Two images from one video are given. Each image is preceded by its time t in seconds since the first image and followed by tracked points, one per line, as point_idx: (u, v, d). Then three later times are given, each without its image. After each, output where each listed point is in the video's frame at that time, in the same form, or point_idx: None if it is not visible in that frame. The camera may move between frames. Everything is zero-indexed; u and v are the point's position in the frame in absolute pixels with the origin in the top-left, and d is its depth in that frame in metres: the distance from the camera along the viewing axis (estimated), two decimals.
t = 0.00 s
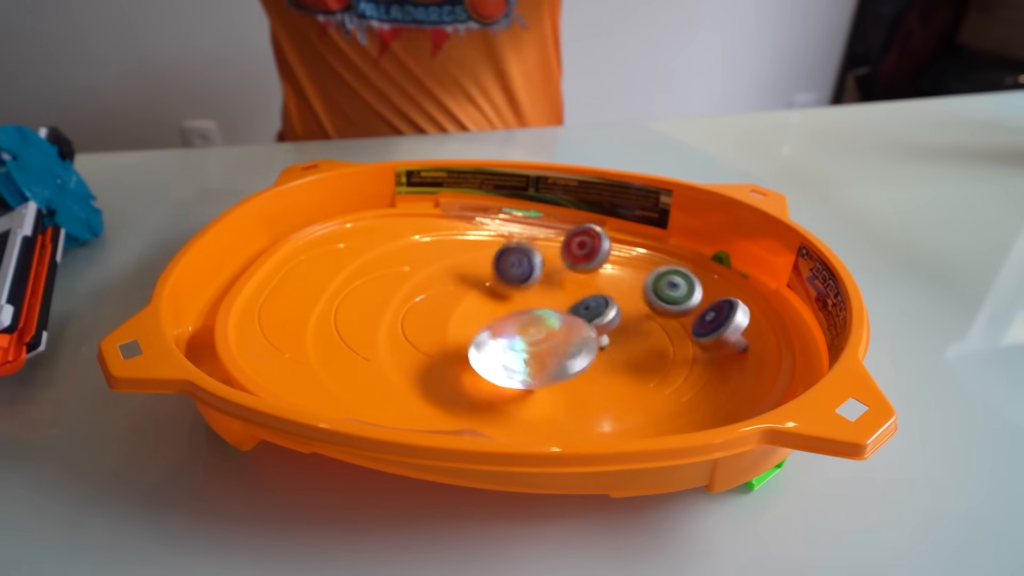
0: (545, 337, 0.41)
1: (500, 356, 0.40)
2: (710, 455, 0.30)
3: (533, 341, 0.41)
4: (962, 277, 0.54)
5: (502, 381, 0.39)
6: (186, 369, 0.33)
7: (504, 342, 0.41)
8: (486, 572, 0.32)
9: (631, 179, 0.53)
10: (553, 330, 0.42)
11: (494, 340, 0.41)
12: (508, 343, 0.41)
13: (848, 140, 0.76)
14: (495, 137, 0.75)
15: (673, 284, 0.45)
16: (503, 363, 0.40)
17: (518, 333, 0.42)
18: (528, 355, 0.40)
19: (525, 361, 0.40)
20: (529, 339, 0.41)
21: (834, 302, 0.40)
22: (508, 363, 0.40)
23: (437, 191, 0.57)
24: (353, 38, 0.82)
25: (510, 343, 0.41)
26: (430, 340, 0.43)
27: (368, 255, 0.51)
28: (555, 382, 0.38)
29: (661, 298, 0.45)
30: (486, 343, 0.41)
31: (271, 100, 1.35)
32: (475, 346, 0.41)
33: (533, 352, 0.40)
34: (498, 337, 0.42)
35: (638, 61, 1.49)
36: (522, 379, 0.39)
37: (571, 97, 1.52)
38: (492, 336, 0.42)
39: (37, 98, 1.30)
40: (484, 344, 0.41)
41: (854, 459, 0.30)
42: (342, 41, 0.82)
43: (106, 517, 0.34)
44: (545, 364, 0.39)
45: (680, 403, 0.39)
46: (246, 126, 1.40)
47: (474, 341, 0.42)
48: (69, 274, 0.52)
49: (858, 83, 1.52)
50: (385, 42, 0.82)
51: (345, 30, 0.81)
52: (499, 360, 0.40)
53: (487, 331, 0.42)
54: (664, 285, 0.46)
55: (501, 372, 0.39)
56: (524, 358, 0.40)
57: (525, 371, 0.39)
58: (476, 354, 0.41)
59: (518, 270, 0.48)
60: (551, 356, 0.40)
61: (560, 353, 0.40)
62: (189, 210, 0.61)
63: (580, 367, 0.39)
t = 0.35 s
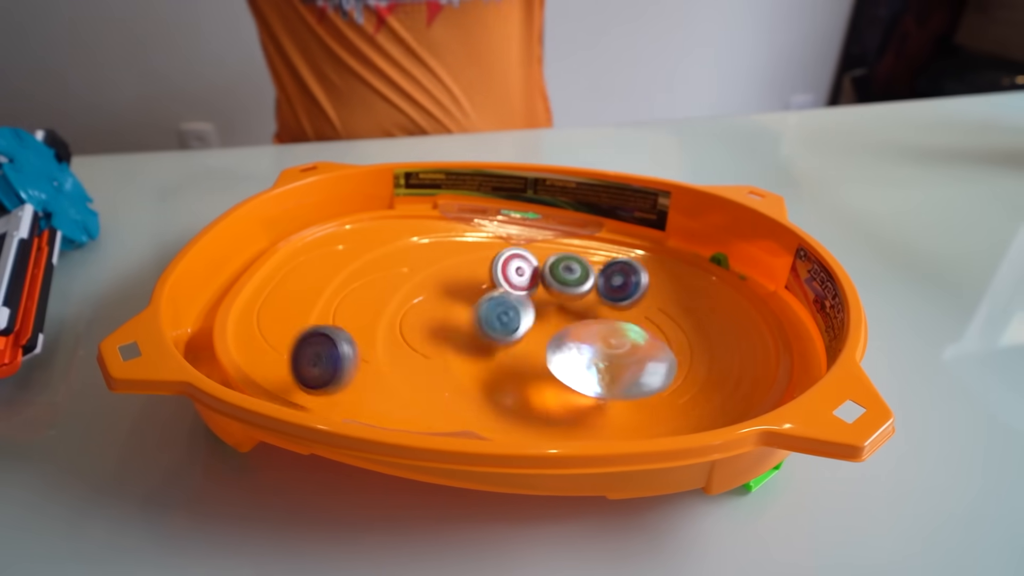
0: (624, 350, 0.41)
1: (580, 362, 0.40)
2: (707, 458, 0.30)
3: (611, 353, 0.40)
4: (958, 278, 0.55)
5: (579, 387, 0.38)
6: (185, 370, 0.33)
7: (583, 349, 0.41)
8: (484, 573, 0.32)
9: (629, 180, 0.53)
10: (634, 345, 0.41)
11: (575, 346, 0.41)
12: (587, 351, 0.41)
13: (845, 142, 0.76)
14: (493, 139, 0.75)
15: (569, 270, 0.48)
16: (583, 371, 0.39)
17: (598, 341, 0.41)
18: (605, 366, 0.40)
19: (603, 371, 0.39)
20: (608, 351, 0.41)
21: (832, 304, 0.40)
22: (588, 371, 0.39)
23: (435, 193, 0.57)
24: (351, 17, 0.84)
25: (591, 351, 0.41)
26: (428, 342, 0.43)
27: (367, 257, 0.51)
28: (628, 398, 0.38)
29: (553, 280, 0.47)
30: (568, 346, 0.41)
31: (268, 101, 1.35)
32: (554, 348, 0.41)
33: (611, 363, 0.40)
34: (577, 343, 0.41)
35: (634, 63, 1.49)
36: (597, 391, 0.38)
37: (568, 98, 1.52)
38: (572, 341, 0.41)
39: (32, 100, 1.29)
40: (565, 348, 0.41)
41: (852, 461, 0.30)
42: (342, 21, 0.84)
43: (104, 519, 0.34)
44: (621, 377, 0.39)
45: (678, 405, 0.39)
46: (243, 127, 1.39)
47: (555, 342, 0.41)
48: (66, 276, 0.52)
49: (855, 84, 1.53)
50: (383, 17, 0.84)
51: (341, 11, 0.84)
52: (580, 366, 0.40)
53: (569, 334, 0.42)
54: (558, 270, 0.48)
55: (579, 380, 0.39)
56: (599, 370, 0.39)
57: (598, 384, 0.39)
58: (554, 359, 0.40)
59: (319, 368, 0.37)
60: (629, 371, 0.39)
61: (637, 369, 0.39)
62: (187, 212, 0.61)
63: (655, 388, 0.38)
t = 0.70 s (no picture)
0: (664, 323, 0.42)
1: (620, 333, 0.41)
2: (711, 458, 0.30)
3: (651, 326, 0.41)
4: (962, 277, 0.54)
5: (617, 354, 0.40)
6: (188, 368, 0.33)
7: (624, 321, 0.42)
8: (487, 572, 0.32)
9: (633, 179, 0.53)
10: (674, 318, 0.42)
11: (619, 317, 0.42)
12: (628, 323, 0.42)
13: (848, 141, 0.76)
14: (495, 137, 0.75)
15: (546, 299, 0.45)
16: (622, 341, 0.41)
17: (639, 313, 0.42)
18: (643, 337, 0.41)
19: (641, 341, 0.41)
20: (649, 323, 0.42)
21: (837, 303, 0.40)
22: (627, 341, 0.41)
23: (438, 191, 0.57)
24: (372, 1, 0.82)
25: (631, 323, 0.42)
26: (431, 341, 0.43)
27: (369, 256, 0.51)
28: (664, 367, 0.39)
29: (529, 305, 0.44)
30: (612, 317, 0.42)
31: (269, 99, 1.35)
32: (596, 317, 0.42)
33: (650, 334, 0.41)
34: (618, 314, 0.42)
35: (636, 62, 1.49)
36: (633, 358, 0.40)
37: (570, 97, 1.52)
38: (617, 311, 0.43)
39: (33, 98, 1.29)
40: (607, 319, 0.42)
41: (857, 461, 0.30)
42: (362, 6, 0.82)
43: (105, 517, 0.34)
44: (658, 348, 0.40)
45: (682, 405, 0.39)
46: (244, 125, 1.39)
47: (599, 311, 0.43)
48: (67, 274, 0.52)
49: (858, 83, 1.53)
50: None
51: None
52: (620, 336, 0.41)
53: (612, 306, 0.43)
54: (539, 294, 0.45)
55: (618, 348, 0.40)
56: (638, 340, 0.41)
57: (635, 353, 0.40)
58: (598, 327, 0.41)
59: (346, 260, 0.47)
60: (666, 341, 0.40)
61: (675, 341, 0.40)
62: (189, 210, 0.61)
63: (691, 358, 0.39)
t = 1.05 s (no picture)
0: (674, 292, 0.45)
1: (632, 304, 0.44)
2: (716, 456, 0.30)
3: (660, 296, 0.45)
4: (965, 277, 0.55)
5: (632, 325, 0.43)
6: (193, 364, 0.33)
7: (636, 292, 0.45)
8: (492, 570, 0.32)
9: (638, 178, 0.53)
10: (680, 287, 0.45)
11: (631, 289, 0.45)
12: (639, 294, 0.45)
13: (850, 141, 0.76)
14: (499, 135, 0.75)
15: (487, 296, 0.44)
16: (635, 311, 0.44)
17: (648, 284, 0.46)
18: (656, 306, 0.44)
19: (652, 311, 0.44)
20: (660, 292, 0.45)
21: (842, 303, 0.40)
22: (639, 311, 0.44)
23: (442, 189, 0.57)
24: None
25: (642, 294, 0.45)
26: (436, 339, 0.43)
27: (373, 253, 0.51)
28: (675, 334, 0.43)
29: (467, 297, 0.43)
30: (624, 289, 0.45)
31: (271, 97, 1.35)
32: (610, 290, 0.46)
33: (660, 305, 0.44)
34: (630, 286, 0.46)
35: (638, 62, 1.49)
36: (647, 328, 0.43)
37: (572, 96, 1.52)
38: (629, 284, 0.46)
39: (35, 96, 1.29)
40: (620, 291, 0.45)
41: (862, 461, 0.30)
42: None
43: (110, 513, 0.34)
44: (669, 318, 0.43)
45: (687, 404, 0.39)
46: (246, 123, 1.39)
47: (613, 285, 0.46)
48: (71, 271, 0.52)
49: (859, 83, 1.53)
50: None
51: None
52: (632, 306, 0.44)
53: (624, 278, 0.46)
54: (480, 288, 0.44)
55: (632, 318, 0.43)
56: (652, 310, 0.44)
57: (649, 322, 0.43)
58: (614, 301, 0.45)
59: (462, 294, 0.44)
60: (675, 311, 0.44)
61: (683, 310, 0.44)
62: (192, 207, 0.61)
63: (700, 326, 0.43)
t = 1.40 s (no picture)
0: (653, 271, 0.47)
1: (617, 282, 0.46)
2: (714, 456, 0.30)
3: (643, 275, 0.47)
4: (964, 279, 0.55)
5: (619, 302, 0.44)
6: (192, 362, 0.33)
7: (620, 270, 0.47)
8: (491, 569, 0.32)
9: (638, 179, 0.53)
10: (661, 265, 0.47)
11: (614, 267, 0.47)
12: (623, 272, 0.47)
13: (850, 143, 0.76)
14: (499, 136, 0.75)
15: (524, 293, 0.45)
16: (620, 289, 0.45)
17: (632, 263, 0.47)
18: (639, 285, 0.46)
19: (637, 289, 0.46)
20: (641, 272, 0.47)
21: (841, 305, 0.40)
22: (624, 289, 0.45)
23: (443, 189, 0.57)
24: None
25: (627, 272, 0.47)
26: (436, 338, 0.43)
27: (373, 253, 0.51)
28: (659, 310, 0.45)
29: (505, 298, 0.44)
30: (608, 268, 0.47)
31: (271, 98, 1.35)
32: (594, 268, 0.47)
33: (643, 282, 0.46)
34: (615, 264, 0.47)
35: (638, 63, 1.49)
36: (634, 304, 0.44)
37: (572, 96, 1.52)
38: (612, 262, 0.47)
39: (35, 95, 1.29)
40: (604, 269, 0.47)
41: (858, 463, 0.30)
42: None
43: (108, 512, 0.34)
44: (652, 296, 0.45)
45: (686, 405, 0.39)
46: (246, 123, 1.39)
47: (597, 265, 0.47)
48: (70, 270, 0.52)
49: (860, 86, 1.53)
50: None
51: None
52: (617, 284, 0.46)
53: (607, 256, 0.48)
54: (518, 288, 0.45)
55: (619, 295, 0.45)
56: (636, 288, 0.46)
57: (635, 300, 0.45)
58: (598, 278, 0.46)
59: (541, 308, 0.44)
60: (658, 289, 0.46)
61: (666, 288, 0.46)
62: (191, 207, 0.61)
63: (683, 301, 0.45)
